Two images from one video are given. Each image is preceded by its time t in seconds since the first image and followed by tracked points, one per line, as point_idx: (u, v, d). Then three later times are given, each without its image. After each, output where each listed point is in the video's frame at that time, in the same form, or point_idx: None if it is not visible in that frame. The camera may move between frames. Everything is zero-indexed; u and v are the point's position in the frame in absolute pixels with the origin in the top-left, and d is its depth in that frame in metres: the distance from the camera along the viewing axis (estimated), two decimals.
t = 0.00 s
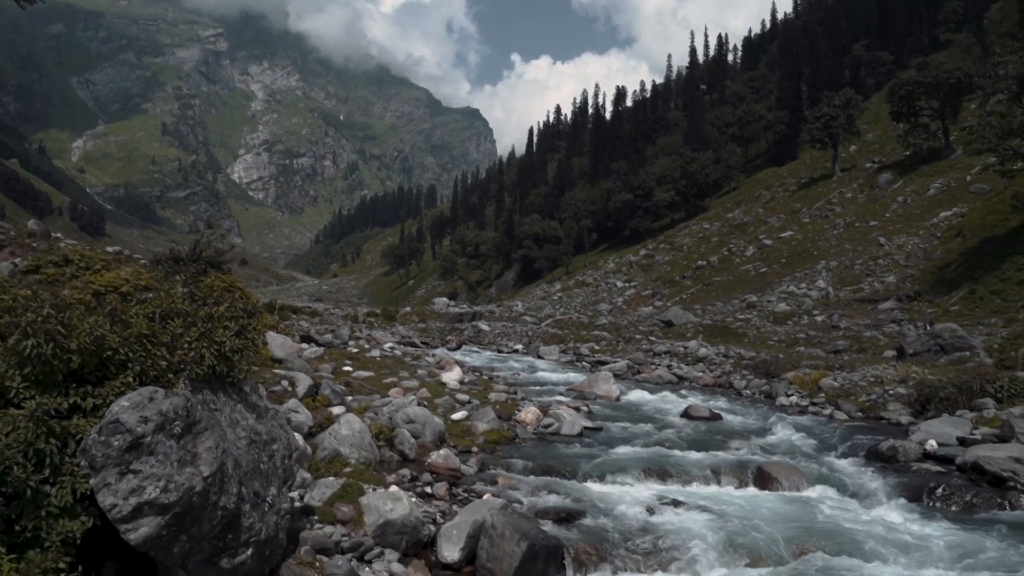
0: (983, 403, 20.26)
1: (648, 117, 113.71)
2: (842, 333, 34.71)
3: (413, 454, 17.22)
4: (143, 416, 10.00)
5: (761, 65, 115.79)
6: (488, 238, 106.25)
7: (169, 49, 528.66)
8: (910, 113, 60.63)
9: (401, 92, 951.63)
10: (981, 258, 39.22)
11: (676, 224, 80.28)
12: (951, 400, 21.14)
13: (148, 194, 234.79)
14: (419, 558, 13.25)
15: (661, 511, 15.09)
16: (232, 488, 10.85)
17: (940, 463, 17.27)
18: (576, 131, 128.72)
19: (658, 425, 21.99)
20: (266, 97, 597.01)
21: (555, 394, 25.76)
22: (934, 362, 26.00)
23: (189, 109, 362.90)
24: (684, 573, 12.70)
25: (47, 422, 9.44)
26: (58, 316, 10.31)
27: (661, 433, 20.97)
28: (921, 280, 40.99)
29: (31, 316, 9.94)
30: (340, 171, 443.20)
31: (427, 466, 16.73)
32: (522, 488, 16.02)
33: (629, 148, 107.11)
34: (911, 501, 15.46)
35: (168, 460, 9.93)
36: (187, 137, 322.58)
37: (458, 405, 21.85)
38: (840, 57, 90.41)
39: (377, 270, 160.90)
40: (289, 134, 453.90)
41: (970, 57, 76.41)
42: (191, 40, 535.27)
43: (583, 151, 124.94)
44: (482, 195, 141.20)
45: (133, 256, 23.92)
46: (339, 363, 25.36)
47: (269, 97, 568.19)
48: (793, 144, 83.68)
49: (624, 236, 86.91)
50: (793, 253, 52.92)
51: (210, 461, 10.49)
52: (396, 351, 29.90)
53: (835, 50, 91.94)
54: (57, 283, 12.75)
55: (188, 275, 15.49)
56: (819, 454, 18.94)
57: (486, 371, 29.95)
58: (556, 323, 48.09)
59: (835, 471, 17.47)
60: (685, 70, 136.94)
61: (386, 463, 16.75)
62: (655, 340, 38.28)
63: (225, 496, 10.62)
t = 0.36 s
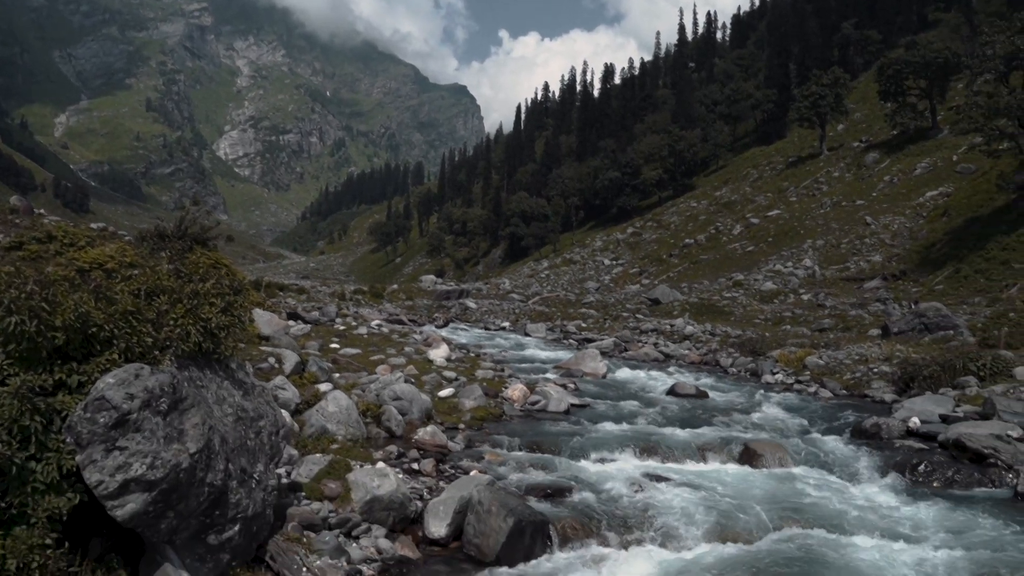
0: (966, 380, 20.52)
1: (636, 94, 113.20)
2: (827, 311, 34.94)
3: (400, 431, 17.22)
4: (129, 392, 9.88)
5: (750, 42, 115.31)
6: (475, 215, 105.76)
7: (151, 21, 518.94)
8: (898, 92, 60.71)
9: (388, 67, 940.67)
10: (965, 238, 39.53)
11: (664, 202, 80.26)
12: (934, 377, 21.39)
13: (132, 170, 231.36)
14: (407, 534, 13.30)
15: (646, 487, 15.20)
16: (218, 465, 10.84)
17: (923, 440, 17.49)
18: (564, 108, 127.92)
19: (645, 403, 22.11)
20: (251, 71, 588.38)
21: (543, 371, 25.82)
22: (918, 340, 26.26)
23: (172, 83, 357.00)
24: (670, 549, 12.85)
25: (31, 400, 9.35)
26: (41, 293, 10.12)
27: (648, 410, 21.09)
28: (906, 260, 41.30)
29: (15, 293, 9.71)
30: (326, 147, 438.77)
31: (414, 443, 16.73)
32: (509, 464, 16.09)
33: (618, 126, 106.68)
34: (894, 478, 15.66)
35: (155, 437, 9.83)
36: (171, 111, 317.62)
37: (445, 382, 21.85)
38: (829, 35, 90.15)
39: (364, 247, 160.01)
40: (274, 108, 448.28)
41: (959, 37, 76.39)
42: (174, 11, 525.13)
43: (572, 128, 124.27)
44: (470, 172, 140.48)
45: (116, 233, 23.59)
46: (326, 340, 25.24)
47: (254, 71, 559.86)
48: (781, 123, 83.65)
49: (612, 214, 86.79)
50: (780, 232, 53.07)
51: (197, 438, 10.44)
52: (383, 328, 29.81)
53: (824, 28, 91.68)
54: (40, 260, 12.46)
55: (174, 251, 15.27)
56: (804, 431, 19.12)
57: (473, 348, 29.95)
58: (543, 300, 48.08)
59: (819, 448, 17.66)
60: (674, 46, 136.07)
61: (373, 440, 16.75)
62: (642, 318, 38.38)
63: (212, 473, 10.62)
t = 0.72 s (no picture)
0: (947, 353, 20.79)
1: (623, 66, 112.29)
2: (812, 285, 35.17)
3: (386, 403, 17.21)
4: (113, 364, 9.79)
5: (737, 15, 114.47)
6: (461, 187, 105.07)
7: None
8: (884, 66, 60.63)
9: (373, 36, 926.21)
10: (949, 212, 39.82)
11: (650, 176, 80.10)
12: (916, 350, 21.68)
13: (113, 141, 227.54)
14: (393, 505, 13.36)
15: (633, 459, 15.32)
16: (204, 437, 10.76)
17: (904, 413, 17.75)
18: (551, 80, 126.74)
19: (630, 375, 22.23)
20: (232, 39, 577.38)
21: (528, 344, 25.84)
22: (901, 314, 26.52)
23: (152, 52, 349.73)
24: (654, 520, 13.01)
25: (13, 373, 9.26)
26: (22, 265, 9.96)
27: (633, 383, 21.21)
28: (891, 234, 41.60)
29: None
30: (310, 117, 432.96)
31: (400, 415, 16.74)
32: (494, 436, 16.15)
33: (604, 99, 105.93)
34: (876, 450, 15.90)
35: (139, 409, 9.76)
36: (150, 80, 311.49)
37: (431, 355, 21.82)
38: (817, 8, 89.58)
39: (349, 220, 158.74)
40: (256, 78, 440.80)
41: (946, 11, 76.16)
42: None
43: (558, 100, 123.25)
44: (455, 145, 139.32)
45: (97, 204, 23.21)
46: (312, 313, 25.09)
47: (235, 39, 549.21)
48: (768, 97, 83.44)
49: (598, 187, 86.52)
50: (765, 206, 53.19)
51: (182, 411, 10.35)
52: (368, 301, 29.65)
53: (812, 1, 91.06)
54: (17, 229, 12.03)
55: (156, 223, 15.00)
56: (786, 403, 19.33)
57: (458, 321, 29.91)
58: (529, 274, 48.02)
59: (802, 420, 17.87)
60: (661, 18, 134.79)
61: (359, 412, 16.74)
62: (627, 291, 38.45)
63: (197, 445, 10.55)
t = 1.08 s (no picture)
0: (928, 327, 21.03)
1: (609, 39, 111.29)
2: (795, 259, 35.38)
3: (370, 376, 17.17)
4: (94, 338, 9.74)
5: None
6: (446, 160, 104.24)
7: None
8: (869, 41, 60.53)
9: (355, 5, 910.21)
10: (932, 187, 40.10)
11: (635, 149, 79.82)
12: (897, 325, 21.92)
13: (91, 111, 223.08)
14: (378, 478, 13.39)
15: (616, 431, 15.41)
16: (187, 411, 10.72)
17: (885, 385, 18.01)
18: (536, 52, 125.38)
19: (614, 348, 22.31)
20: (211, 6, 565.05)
21: (513, 317, 25.85)
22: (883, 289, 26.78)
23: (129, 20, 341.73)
24: (636, 492, 13.17)
25: None
26: None
27: (617, 356, 21.31)
28: (874, 209, 41.89)
29: None
30: (291, 88, 426.22)
31: (385, 389, 16.70)
32: (479, 409, 16.18)
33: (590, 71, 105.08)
34: (857, 423, 16.11)
35: (122, 383, 9.73)
36: (128, 49, 304.62)
37: (415, 328, 21.76)
38: None
39: (332, 193, 157.18)
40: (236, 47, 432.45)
41: None
42: None
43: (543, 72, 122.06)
44: (440, 117, 137.96)
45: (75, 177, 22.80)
46: (295, 286, 24.91)
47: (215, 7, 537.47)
48: (754, 70, 83.14)
49: (583, 160, 86.15)
50: (749, 180, 53.24)
51: (165, 384, 10.30)
52: (352, 274, 29.47)
53: None
54: None
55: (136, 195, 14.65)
56: (769, 376, 19.50)
57: (443, 295, 29.80)
58: (514, 247, 47.85)
59: (784, 393, 18.05)
60: None
61: (343, 386, 16.69)
62: (612, 265, 38.45)
63: (181, 419, 10.52)
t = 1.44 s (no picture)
0: (909, 304, 21.27)
1: (595, 13, 110.24)
2: (779, 237, 35.54)
3: (355, 353, 17.09)
4: (76, 314, 9.69)
5: None
6: (430, 136, 103.31)
7: None
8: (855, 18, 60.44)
9: None
10: (915, 166, 40.36)
11: (620, 126, 79.47)
12: (879, 302, 22.12)
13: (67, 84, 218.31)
14: (363, 453, 13.39)
15: (599, 407, 15.50)
16: (170, 387, 10.71)
17: (867, 362, 18.19)
18: (521, 27, 124.06)
19: (598, 325, 22.35)
20: None
21: (498, 294, 25.79)
22: (866, 266, 26.99)
23: None
24: (619, 467, 13.29)
25: None
26: None
27: (601, 332, 21.36)
28: (858, 187, 42.12)
29: None
30: (273, 61, 419.35)
31: (369, 365, 16.65)
32: (464, 385, 16.18)
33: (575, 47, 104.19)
34: (838, 399, 16.31)
35: (104, 359, 9.73)
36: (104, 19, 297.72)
37: (400, 305, 21.65)
38: None
39: (315, 169, 155.52)
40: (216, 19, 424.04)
41: None
42: None
43: (528, 47, 120.87)
44: (424, 93, 136.57)
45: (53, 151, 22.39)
46: (279, 263, 24.68)
47: None
48: (740, 47, 82.85)
49: (568, 137, 85.72)
50: (734, 157, 53.24)
51: (148, 360, 10.29)
52: (337, 251, 29.22)
53: None
54: None
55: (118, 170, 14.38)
56: (752, 353, 19.65)
57: (428, 271, 29.66)
58: (499, 224, 47.65)
59: (767, 370, 18.19)
60: None
61: (327, 362, 16.60)
62: (597, 242, 38.41)
63: (164, 395, 10.52)
